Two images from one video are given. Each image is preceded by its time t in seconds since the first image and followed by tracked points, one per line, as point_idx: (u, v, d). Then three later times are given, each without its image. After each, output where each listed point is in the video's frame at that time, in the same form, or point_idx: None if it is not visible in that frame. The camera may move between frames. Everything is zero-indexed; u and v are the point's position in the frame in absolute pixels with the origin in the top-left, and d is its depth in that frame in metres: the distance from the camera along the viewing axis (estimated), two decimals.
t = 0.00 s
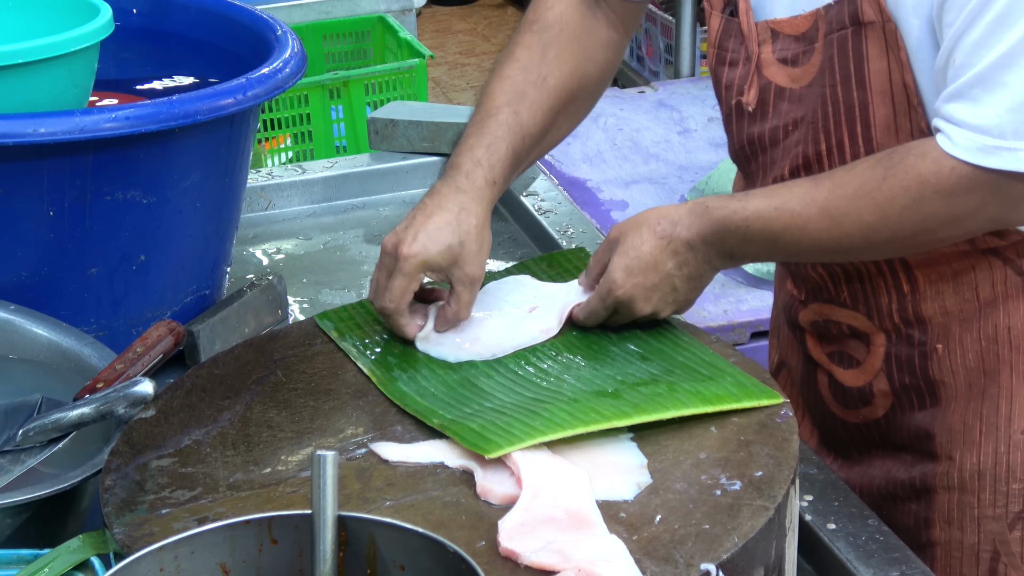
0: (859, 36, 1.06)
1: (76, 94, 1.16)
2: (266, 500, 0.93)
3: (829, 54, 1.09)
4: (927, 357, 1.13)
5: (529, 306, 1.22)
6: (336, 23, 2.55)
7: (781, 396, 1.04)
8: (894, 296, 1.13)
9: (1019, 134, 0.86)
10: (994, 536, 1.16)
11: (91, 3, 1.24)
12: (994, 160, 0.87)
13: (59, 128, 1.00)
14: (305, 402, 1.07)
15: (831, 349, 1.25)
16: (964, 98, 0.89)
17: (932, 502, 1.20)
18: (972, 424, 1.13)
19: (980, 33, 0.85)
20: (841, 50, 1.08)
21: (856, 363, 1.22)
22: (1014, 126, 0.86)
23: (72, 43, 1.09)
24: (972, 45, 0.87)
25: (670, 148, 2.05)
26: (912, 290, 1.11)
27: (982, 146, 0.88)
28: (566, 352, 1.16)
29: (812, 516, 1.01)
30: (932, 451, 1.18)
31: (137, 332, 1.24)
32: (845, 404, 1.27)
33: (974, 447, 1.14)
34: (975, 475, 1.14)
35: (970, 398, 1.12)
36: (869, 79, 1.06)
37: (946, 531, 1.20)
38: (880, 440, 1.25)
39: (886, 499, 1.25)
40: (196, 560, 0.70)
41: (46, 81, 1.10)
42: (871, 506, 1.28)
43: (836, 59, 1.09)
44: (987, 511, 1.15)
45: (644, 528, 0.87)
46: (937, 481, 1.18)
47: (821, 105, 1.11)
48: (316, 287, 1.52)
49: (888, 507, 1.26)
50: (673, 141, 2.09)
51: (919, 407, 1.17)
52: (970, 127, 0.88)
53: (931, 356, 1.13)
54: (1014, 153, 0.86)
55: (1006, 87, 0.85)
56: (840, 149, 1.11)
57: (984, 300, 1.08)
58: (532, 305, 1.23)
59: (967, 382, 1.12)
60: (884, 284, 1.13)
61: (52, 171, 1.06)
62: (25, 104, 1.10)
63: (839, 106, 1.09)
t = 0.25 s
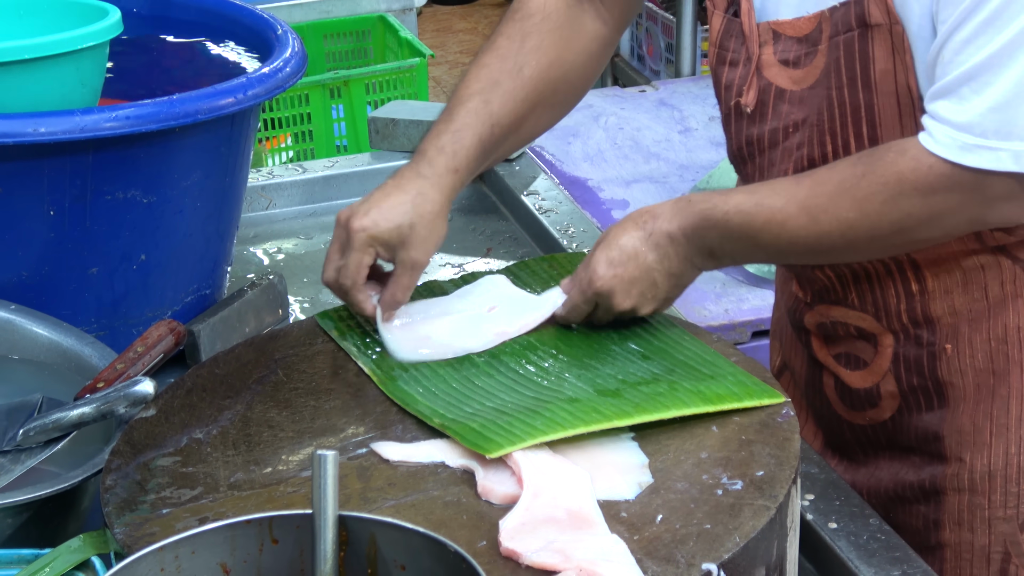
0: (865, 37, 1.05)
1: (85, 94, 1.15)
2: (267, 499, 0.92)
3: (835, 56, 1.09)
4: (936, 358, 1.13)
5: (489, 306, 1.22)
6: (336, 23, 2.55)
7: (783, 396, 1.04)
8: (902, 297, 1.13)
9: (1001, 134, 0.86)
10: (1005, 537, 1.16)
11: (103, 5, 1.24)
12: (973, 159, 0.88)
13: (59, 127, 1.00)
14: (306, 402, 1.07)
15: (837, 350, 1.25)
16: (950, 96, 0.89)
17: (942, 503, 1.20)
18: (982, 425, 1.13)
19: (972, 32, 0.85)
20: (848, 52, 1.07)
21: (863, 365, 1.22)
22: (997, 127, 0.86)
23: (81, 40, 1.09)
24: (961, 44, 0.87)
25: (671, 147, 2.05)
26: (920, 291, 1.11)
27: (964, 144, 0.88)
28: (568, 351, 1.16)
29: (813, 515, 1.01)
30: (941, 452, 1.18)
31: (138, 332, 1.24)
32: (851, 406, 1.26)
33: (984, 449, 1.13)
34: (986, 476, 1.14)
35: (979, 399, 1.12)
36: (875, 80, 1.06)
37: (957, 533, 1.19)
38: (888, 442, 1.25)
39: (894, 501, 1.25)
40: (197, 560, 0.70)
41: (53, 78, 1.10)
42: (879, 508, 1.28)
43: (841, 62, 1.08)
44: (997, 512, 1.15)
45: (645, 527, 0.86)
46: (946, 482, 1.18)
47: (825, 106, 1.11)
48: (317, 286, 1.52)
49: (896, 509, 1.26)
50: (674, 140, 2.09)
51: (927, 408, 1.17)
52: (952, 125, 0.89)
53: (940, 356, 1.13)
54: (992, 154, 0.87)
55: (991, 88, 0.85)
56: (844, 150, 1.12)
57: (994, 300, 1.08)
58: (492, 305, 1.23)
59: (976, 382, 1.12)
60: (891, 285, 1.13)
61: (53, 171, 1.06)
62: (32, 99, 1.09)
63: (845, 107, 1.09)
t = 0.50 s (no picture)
0: (871, 40, 1.05)
1: (92, 98, 1.14)
2: (268, 498, 0.92)
3: (841, 58, 1.09)
4: (941, 358, 1.12)
5: (491, 306, 1.22)
6: (337, 21, 2.54)
7: (784, 394, 1.04)
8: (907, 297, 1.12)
9: None
10: (1009, 535, 1.16)
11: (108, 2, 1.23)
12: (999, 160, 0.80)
13: (60, 126, 1.00)
14: (307, 400, 1.07)
15: (842, 350, 1.24)
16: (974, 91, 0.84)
17: (946, 502, 1.20)
18: (987, 423, 1.13)
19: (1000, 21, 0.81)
20: (852, 54, 1.07)
21: (868, 364, 1.21)
22: None
23: (88, 46, 1.09)
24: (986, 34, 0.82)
25: (672, 146, 2.05)
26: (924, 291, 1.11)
27: None
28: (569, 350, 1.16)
29: (815, 513, 1.01)
30: (946, 451, 1.18)
31: (139, 331, 1.24)
32: (856, 405, 1.26)
33: (988, 447, 1.14)
34: (991, 475, 1.14)
35: (984, 397, 1.12)
36: (881, 85, 1.05)
37: (961, 531, 1.20)
38: (892, 440, 1.25)
39: (899, 500, 1.25)
40: (199, 559, 0.70)
41: (61, 85, 1.10)
42: (884, 507, 1.28)
43: (847, 64, 1.08)
44: (1002, 511, 1.15)
45: (647, 526, 0.86)
46: (952, 481, 1.18)
47: (833, 109, 1.10)
48: (318, 285, 1.52)
49: (901, 508, 1.26)
50: (675, 139, 2.09)
51: (933, 406, 1.17)
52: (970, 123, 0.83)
53: (945, 356, 1.12)
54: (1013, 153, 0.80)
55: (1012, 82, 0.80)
56: (851, 154, 1.10)
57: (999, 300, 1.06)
58: (494, 305, 1.23)
59: (981, 381, 1.11)
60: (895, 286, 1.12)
61: (54, 170, 1.06)
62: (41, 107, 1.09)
63: (854, 112, 1.09)
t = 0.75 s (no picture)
0: (886, 40, 1.05)
1: (86, 94, 1.13)
2: (270, 497, 0.93)
3: (857, 58, 1.08)
4: (950, 359, 1.12)
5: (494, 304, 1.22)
6: (338, 20, 2.54)
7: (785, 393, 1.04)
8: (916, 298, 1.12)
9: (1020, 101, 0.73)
10: (1018, 537, 1.15)
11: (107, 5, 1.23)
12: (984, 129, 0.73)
13: (61, 125, 1.00)
14: (309, 399, 1.07)
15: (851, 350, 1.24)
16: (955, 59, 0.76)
17: (954, 503, 1.19)
18: (996, 424, 1.12)
19: None
20: (867, 54, 1.07)
21: (877, 365, 1.20)
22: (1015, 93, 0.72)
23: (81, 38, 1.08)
24: None
25: (673, 145, 2.05)
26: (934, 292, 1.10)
27: (980, 112, 0.73)
28: (570, 348, 1.16)
29: (816, 512, 1.01)
30: (954, 452, 1.17)
31: (140, 330, 1.24)
32: (864, 406, 1.26)
33: (997, 448, 1.13)
34: (1000, 477, 1.14)
35: (993, 399, 1.12)
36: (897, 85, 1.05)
37: (969, 533, 1.19)
38: (900, 441, 1.24)
39: (907, 500, 1.25)
40: (199, 558, 0.70)
41: (54, 76, 1.08)
42: (891, 507, 1.28)
43: (862, 63, 1.08)
44: (1011, 512, 1.14)
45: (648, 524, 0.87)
46: (960, 482, 1.17)
47: (845, 108, 1.10)
48: (319, 284, 1.52)
49: (909, 508, 1.26)
50: (676, 137, 2.09)
51: (941, 407, 1.17)
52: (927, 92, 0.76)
53: (954, 357, 1.12)
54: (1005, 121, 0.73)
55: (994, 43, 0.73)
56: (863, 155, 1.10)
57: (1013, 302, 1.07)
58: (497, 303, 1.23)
59: (991, 382, 1.11)
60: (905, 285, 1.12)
61: (55, 169, 1.06)
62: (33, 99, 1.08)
63: (868, 112, 1.08)
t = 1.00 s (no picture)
0: (912, 38, 1.05)
1: (94, 93, 1.13)
2: (271, 496, 0.93)
3: (881, 57, 1.08)
4: (971, 363, 1.10)
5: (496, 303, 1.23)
6: (339, 19, 2.54)
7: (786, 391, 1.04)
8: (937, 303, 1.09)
9: None
10: None
11: None
12: None
13: (62, 125, 1.00)
14: (310, 398, 1.07)
15: (867, 354, 1.21)
16: None
17: (973, 505, 1.18)
18: (1017, 426, 1.11)
19: None
20: (894, 52, 1.07)
21: (895, 369, 1.18)
22: None
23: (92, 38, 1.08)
24: None
25: (674, 144, 2.05)
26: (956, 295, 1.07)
27: None
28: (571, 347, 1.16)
29: (816, 511, 1.00)
30: (973, 454, 1.16)
31: (141, 329, 1.24)
32: (880, 410, 1.23)
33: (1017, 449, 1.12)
34: (1020, 479, 1.13)
35: (1014, 400, 1.10)
36: (921, 83, 1.05)
37: (988, 535, 1.18)
38: (916, 444, 1.22)
39: (923, 504, 1.22)
40: (201, 557, 0.70)
41: (62, 77, 1.08)
42: (906, 511, 1.25)
43: (889, 63, 1.07)
44: None
45: (649, 523, 0.86)
46: (979, 484, 1.16)
47: (873, 107, 1.09)
48: (320, 283, 1.52)
49: (924, 512, 1.23)
50: (677, 136, 2.09)
51: (961, 409, 1.15)
52: None
53: (975, 361, 1.10)
54: None
55: None
56: (887, 155, 1.09)
57: None
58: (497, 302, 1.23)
59: (1012, 384, 1.10)
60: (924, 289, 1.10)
61: (56, 169, 1.06)
62: (42, 99, 1.08)
63: (893, 112, 1.08)
